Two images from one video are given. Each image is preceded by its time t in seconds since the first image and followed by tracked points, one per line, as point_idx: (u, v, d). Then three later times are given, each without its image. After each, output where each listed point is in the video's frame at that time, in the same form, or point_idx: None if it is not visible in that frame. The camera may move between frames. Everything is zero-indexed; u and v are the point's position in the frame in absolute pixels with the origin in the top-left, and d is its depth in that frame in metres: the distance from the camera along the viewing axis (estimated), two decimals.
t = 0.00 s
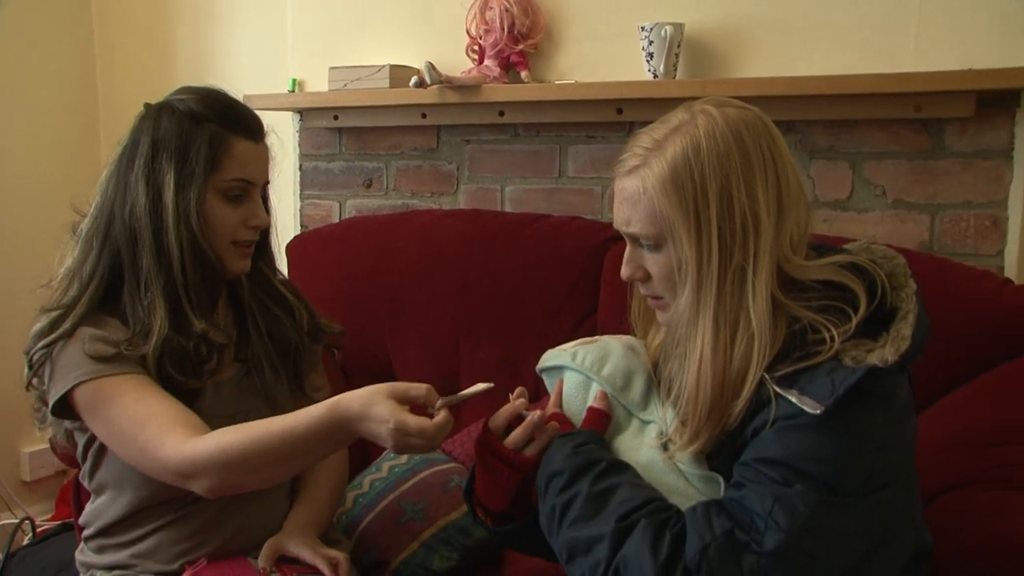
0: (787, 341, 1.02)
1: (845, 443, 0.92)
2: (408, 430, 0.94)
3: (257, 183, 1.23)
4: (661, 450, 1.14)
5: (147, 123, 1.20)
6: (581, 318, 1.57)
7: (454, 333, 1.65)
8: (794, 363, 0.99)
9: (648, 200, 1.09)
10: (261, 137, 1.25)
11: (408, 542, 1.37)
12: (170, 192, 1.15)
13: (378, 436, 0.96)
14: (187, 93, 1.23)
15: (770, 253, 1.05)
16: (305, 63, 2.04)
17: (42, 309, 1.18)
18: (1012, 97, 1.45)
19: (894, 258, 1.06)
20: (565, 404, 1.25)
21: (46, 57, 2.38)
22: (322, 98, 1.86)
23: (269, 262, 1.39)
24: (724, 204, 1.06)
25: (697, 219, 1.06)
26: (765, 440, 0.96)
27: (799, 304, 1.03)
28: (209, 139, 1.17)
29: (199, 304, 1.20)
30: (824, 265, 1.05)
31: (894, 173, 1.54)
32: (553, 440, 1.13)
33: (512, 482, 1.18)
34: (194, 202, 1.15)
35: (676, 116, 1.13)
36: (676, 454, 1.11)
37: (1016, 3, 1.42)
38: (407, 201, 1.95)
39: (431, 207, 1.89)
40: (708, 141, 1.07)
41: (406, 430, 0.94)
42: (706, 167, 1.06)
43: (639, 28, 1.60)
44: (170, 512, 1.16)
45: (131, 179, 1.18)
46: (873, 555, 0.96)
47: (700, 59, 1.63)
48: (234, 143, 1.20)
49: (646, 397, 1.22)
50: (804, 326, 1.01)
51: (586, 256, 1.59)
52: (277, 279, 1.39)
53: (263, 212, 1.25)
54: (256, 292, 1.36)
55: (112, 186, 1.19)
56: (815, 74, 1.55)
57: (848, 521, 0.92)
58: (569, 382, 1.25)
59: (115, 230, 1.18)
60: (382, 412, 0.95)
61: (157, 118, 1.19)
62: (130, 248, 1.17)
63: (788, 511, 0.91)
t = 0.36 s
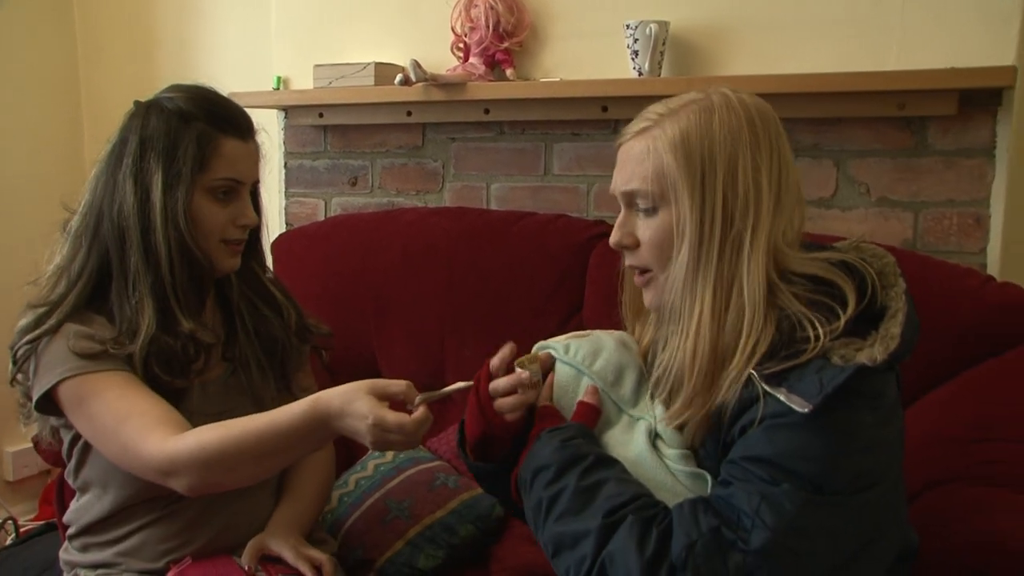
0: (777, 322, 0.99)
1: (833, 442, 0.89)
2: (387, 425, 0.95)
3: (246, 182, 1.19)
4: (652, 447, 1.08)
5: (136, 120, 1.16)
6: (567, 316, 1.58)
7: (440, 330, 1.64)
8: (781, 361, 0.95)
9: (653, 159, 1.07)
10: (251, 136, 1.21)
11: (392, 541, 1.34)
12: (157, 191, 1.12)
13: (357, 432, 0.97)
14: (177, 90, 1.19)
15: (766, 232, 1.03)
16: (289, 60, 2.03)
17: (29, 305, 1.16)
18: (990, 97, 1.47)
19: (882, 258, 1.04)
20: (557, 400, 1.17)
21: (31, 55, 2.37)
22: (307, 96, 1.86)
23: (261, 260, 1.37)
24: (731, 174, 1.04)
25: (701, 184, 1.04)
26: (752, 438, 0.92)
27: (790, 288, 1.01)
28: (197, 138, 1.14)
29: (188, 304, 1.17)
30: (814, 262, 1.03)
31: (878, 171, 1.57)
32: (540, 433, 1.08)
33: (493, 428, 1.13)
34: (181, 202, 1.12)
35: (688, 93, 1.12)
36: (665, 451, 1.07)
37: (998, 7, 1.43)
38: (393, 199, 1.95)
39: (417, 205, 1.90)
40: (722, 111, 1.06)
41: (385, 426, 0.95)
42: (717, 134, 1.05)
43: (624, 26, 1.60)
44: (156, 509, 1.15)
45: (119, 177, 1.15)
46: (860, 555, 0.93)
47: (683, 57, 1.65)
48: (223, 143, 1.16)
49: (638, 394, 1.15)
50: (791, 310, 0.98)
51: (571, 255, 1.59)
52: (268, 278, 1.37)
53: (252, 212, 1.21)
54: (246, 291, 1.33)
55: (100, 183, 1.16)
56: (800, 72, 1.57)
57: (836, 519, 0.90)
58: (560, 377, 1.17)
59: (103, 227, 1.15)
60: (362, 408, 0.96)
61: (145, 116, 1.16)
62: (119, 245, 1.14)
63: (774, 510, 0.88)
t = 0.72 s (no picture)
0: (780, 315, 0.97)
1: (830, 436, 0.88)
2: (365, 422, 0.97)
3: (233, 180, 1.19)
4: (651, 437, 1.04)
5: (122, 119, 1.16)
6: (556, 313, 1.58)
7: (428, 329, 1.64)
8: (783, 355, 0.94)
9: (662, 145, 1.05)
10: (238, 133, 1.21)
11: (381, 539, 1.34)
12: (143, 189, 1.12)
13: (336, 430, 0.99)
14: (163, 88, 1.19)
15: (775, 226, 1.01)
16: (276, 58, 2.03)
17: (16, 304, 1.15)
18: (977, 97, 1.48)
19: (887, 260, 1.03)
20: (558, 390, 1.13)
21: (15, 54, 2.36)
22: (294, 94, 1.86)
23: (251, 260, 1.36)
24: (739, 166, 1.02)
25: (707, 174, 1.02)
26: (751, 430, 0.90)
27: (798, 279, 0.99)
28: (183, 135, 1.14)
29: (176, 303, 1.16)
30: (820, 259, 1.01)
31: (864, 170, 1.57)
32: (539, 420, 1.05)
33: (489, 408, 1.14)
34: (168, 199, 1.12)
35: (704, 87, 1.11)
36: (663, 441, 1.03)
37: (983, 7, 1.44)
38: (380, 198, 1.95)
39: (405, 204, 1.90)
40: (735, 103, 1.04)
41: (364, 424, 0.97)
42: (727, 125, 1.03)
43: (610, 24, 1.61)
44: (143, 509, 1.14)
45: (107, 177, 1.14)
46: (854, 550, 0.92)
47: (670, 55, 1.65)
48: (210, 140, 1.16)
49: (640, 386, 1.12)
50: (795, 302, 0.97)
51: (558, 254, 1.59)
52: (258, 277, 1.36)
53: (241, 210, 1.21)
54: (236, 290, 1.33)
55: (88, 182, 1.16)
56: (787, 70, 1.57)
57: (831, 512, 0.89)
58: (563, 367, 1.14)
59: (90, 227, 1.14)
60: (340, 406, 0.97)
61: (132, 115, 1.16)
62: (105, 245, 1.14)
63: (769, 500, 0.87)
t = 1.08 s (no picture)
0: (781, 312, 0.96)
1: (831, 435, 0.86)
2: (349, 426, 0.97)
3: (218, 179, 1.18)
4: (647, 430, 1.03)
5: (105, 118, 1.16)
6: (545, 312, 1.58)
7: (417, 329, 1.64)
8: (784, 353, 0.92)
9: (669, 141, 1.05)
10: (223, 133, 1.21)
11: (369, 539, 1.34)
12: (127, 188, 1.11)
13: (320, 433, 0.99)
14: (147, 87, 1.18)
15: (780, 225, 1.01)
16: (264, 57, 2.02)
17: None
18: (962, 97, 1.49)
19: (887, 263, 1.02)
20: (555, 381, 1.11)
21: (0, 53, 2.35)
22: (281, 94, 1.86)
23: (238, 259, 1.36)
24: (748, 163, 1.01)
25: (716, 172, 1.02)
26: (748, 427, 0.89)
27: (803, 277, 0.98)
28: (167, 134, 1.13)
29: (161, 302, 1.15)
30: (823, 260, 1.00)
31: (852, 170, 1.57)
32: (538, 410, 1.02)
33: (496, 445, 1.09)
34: (152, 199, 1.11)
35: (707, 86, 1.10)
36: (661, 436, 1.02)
37: (969, 8, 1.44)
38: (368, 197, 1.95)
39: (393, 203, 1.90)
40: (743, 101, 1.04)
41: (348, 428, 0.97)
42: (737, 123, 1.02)
43: (598, 24, 1.60)
44: (131, 509, 1.13)
45: (90, 177, 1.14)
46: (850, 549, 0.91)
47: (658, 55, 1.65)
48: (194, 139, 1.15)
49: (637, 383, 1.11)
50: (798, 301, 0.96)
51: (547, 254, 1.60)
52: (246, 276, 1.36)
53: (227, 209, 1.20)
54: (224, 289, 1.32)
55: (72, 182, 1.15)
56: (775, 70, 1.57)
57: (829, 511, 0.88)
58: (561, 359, 1.12)
59: (74, 227, 1.14)
60: (324, 409, 0.98)
61: (115, 114, 1.15)
62: (89, 245, 1.13)
63: (767, 496, 0.85)
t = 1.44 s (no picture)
0: (764, 317, 0.96)
1: (812, 440, 0.86)
2: (335, 426, 0.97)
3: (206, 179, 1.18)
4: (632, 436, 1.03)
5: (93, 118, 1.15)
6: (535, 311, 1.58)
7: (407, 330, 1.64)
8: (767, 359, 0.93)
9: (646, 147, 1.04)
10: (211, 132, 1.20)
11: (359, 538, 1.33)
12: (114, 189, 1.11)
13: (307, 434, 0.99)
14: (134, 87, 1.18)
15: (757, 230, 1.00)
16: (252, 56, 2.02)
17: None
18: (951, 96, 1.50)
19: (870, 261, 1.03)
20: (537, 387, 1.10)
21: None
22: (271, 93, 1.85)
23: (227, 258, 1.35)
24: (723, 169, 1.00)
25: (691, 179, 1.01)
26: (731, 433, 0.90)
27: (784, 282, 0.98)
28: (155, 133, 1.13)
29: (150, 303, 1.15)
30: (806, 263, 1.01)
31: (841, 169, 1.58)
32: (522, 417, 1.02)
33: (489, 454, 1.07)
34: (140, 199, 1.11)
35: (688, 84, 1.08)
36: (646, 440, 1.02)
37: (958, 7, 1.45)
38: (358, 197, 1.95)
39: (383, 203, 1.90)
40: (718, 104, 1.02)
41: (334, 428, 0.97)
42: (710, 127, 1.01)
43: (588, 23, 1.60)
44: (120, 508, 1.13)
45: (78, 177, 1.14)
46: (837, 554, 0.91)
47: (648, 53, 1.65)
48: (181, 138, 1.15)
49: (621, 386, 1.09)
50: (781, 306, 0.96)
51: (537, 255, 1.59)
52: (236, 275, 1.36)
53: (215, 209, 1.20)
54: (212, 286, 1.32)
55: (60, 183, 1.15)
56: (764, 70, 1.58)
57: (814, 516, 0.87)
58: (543, 365, 1.10)
59: (62, 227, 1.14)
60: (310, 409, 0.98)
61: (103, 113, 1.15)
62: (77, 245, 1.13)
63: (752, 505, 0.85)
